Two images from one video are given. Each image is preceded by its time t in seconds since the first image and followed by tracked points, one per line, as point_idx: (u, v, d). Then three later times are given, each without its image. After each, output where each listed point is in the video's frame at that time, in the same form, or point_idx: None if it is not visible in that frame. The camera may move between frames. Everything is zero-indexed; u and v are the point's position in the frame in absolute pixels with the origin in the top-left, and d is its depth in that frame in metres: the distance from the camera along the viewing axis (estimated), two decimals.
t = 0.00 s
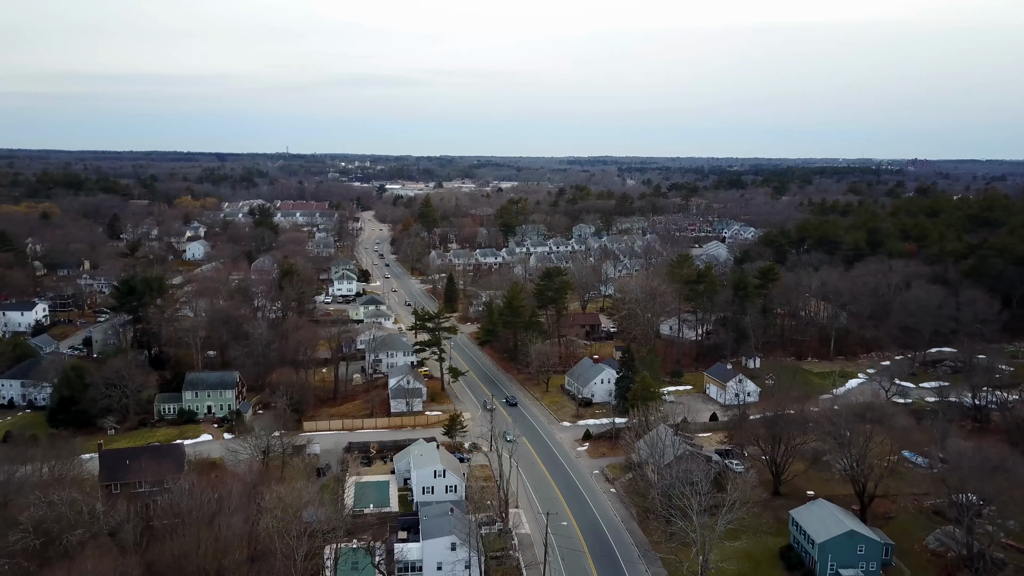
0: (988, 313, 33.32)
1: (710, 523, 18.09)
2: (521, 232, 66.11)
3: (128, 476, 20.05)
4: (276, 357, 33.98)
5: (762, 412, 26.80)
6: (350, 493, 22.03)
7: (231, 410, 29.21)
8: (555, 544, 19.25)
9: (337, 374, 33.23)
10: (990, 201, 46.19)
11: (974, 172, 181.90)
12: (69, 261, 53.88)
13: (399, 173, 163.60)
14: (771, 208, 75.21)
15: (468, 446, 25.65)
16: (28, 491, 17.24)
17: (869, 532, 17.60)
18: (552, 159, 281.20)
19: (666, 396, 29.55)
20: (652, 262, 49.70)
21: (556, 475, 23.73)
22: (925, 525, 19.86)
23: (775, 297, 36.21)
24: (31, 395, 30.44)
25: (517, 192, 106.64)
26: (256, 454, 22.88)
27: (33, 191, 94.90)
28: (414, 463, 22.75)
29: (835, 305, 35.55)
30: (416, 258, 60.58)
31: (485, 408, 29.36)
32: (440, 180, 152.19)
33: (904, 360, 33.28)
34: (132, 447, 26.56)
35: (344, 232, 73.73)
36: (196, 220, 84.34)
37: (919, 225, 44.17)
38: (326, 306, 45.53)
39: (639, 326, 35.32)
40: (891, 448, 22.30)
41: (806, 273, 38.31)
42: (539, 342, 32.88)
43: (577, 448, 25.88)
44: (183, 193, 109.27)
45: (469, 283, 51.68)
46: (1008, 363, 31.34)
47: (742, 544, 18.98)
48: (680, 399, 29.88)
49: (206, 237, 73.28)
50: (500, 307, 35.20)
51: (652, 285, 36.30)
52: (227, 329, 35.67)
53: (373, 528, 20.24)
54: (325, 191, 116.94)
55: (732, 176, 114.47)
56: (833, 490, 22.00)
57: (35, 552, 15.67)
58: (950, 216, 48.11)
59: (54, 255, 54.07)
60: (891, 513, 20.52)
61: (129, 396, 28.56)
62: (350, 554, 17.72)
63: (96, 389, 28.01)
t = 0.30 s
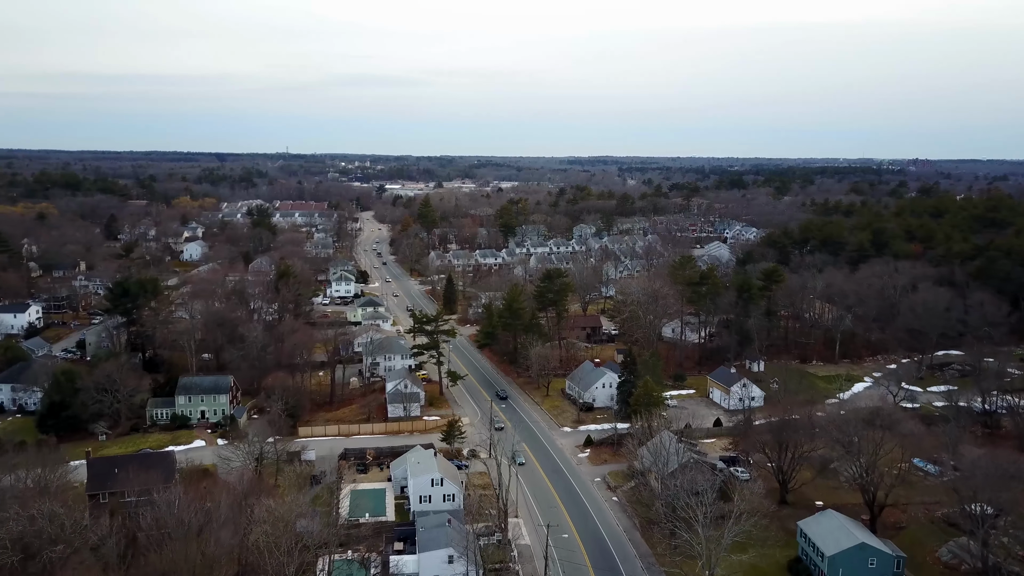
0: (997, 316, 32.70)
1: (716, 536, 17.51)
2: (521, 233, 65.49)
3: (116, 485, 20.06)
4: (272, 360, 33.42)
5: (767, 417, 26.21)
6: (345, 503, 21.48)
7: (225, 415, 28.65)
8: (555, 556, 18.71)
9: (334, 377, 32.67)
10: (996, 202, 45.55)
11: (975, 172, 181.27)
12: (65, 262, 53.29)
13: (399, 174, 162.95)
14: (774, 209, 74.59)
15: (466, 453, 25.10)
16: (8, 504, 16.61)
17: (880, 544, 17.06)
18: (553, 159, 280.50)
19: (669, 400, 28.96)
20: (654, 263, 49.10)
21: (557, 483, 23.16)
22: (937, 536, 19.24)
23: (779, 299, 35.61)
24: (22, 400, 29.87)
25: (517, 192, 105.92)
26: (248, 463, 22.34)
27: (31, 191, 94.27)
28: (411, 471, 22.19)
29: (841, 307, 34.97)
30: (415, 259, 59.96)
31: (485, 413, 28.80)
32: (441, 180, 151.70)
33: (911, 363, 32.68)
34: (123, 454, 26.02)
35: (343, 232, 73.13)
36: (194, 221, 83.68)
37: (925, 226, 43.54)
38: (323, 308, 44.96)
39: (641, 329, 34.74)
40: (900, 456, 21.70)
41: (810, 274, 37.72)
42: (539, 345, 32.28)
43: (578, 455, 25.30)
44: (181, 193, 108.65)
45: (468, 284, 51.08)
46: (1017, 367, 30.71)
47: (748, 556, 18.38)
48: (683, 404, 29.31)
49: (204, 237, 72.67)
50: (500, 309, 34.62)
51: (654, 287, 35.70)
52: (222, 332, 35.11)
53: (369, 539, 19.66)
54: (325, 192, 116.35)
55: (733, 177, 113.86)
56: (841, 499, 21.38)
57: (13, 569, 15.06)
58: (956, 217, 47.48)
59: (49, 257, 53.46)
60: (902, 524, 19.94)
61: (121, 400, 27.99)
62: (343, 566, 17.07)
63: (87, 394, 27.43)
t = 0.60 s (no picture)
0: (1006, 319, 32.02)
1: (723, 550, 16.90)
2: (521, 233, 64.81)
3: (104, 494, 19.63)
4: (267, 364, 32.79)
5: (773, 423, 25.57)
6: (338, 514, 20.92)
7: (218, 420, 28.02)
8: (557, 569, 18.12)
9: (330, 382, 32.05)
10: (1003, 202, 44.84)
11: (974, 172, 180.27)
12: (60, 263, 52.65)
13: (399, 174, 162.19)
14: (776, 209, 73.89)
15: (464, 460, 24.48)
16: None
17: (895, 558, 16.40)
18: (553, 159, 279.77)
19: (673, 405, 28.33)
20: (656, 265, 48.46)
21: (558, 492, 22.55)
22: (950, 549, 18.57)
23: (783, 301, 34.97)
24: (12, 405, 29.25)
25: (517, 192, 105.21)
26: (240, 472, 21.75)
27: (28, 191, 93.59)
28: (408, 480, 21.58)
29: (846, 310, 34.33)
30: (414, 260, 59.27)
31: (484, 418, 28.17)
32: (440, 180, 151.05)
33: (919, 367, 32.00)
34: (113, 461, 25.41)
35: (342, 232, 72.46)
36: (192, 221, 83.01)
37: (930, 227, 42.87)
38: (321, 310, 44.31)
39: (643, 332, 34.09)
40: (913, 464, 21.05)
41: (815, 276, 37.07)
42: (540, 348, 31.62)
43: (580, 462, 24.68)
44: (180, 193, 107.98)
45: (468, 286, 50.43)
46: None
47: (756, 570, 17.75)
48: (686, 409, 28.68)
49: (201, 238, 72.04)
50: (499, 311, 33.96)
51: (657, 289, 35.04)
52: (217, 335, 34.50)
53: (364, 552, 19.04)
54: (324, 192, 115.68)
55: (734, 177, 113.10)
56: (851, 510, 20.72)
57: None
58: (961, 217, 46.78)
59: (43, 258, 52.83)
60: (915, 535, 19.28)
61: (112, 405, 27.37)
62: None
63: (77, 399, 26.80)
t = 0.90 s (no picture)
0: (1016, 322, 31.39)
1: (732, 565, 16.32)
2: (522, 233, 64.20)
3: (91, 504, 19.34)
4: (263, 368, 32.19)
5: (780, 429, 24.98)
6: (334, 525, 20.37)
7: (213, 426, 27.44)
8: None
9: (328, 386, 31.47)
10: (1011, 202, 44.19)
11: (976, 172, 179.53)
12: (56, 264, 52.07)
13: (399, 174, 161.57)
14: (778, 209, 73.26)
15: (464, 467, 23.93)
16: None
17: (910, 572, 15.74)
18: (554, 159, 279.13)
19: (677, 410, 27.75)
20: (658, 266, 47.88)
21: (560, 500, 21.99)
22: (966, 561, 17.97)
23: (789, 304, 34.39)
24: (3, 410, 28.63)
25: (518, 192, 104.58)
26: (234, 481, 21.19)
27: (26, 192, 93.00)
28: (405, 488, 20.99)
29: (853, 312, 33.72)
30: (414, 261, 58.70)
31: (484, 424, 27.61)
32: (441, 180, 150.52)
33: (927, 370, 31.39)
34: (105, 468, 24.82)
35: (341, 233, 71.88)
36: (190, 222, 82.42)
37: (937, 227, 42.25)
38: (318, 312, 43.73)
39: (646, 335, 33.52)
40: (925, 472, 20.45)
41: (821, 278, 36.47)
42: (541, 352, 31.01)
43: (582, 469, 24.10)
44: (178, 194, 107.36)
45: (468, 287, 49.84)
46: None
47: None
48: (691, 414, 28.10)
49: (200, 239, 71.44)
50: (499, 313, 33.36)
51: (660, 290, 34.45)
52: (213, 338, 33.92)
53: (360, 565, 18.45)
54: (323, 192, 115.09)
55: (735, 177, 112.48)
56: (861, 520, 20.15)
57: None
58: (967, 217, 46.13)
59: (39, 259, 52.25)
60: (928, 547, 18.68)
61: (104, 410, 26.78)
62: None
63: (68, 405, 26.17)
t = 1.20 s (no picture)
0: None
1: None
2: (525, 234, 63.52)
3: (82, 516, 18.84)
4: (262, 372, 31.61)
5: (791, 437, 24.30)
6: (333, 537, 19.74)
7: (210, 432, 26.85)
8: None
9: (327, 390, 30.88)
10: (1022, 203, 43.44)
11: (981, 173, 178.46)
12: (54, 266, 51.52)
13: (402, 174, 160.98)
14: (783, 210, 72.50)
15: (466, 476, 23.31)
16: None
17: None
18: (557, 159, 278.35)
19: (684, 417, 27.11)
20: (664, 268, 47.20)
21: (565, 511, 21.33)
22: None
23: (798, 307, 33.70)
24: None
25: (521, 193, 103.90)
26: (229, 492, 20.62)
27: (28, 193, 92.52)
28: (406, 499, 20.38)
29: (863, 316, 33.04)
30: (416, 262, 58.08)
31: (487, 431, 27.00)
32: (444, 180, 149.83)
33: (940, 376, 30.70)
34: (98, 476, 24.23)
35: (343, 233, 71.28)
36: (192, 223, 81.86)
37: (947, 228, 41.52)
38: (319, 315, 43.13)
39: (653, 339, 32.88)
40: (944, 483, 19.79)
41: (830, 280, 35.77)
42: (545, 356, 30.38)
43: (588, 478, 23.47)
44: (181, 194, 106.77)
45: (470, 289, 49.19)
46: None
47: None
48: (699, 421, 27.47)
49: (200, 240, 70.87)
50: (502, 317, 32.69)
51: (666, 293, 33.79)
52: (211, 342, 33.34)
53: None
54: (326, 192, 114.52)
55: (739, 177, 111.72)
56: (877, 532, 19.46)
57: None
58: (978, 218, 45.36)
59: (37, 261, 51.70)
60: (948, 562, 18.01)
61: (98, 416, 26.20)
62: None
63: (60, 411, 25.63)
